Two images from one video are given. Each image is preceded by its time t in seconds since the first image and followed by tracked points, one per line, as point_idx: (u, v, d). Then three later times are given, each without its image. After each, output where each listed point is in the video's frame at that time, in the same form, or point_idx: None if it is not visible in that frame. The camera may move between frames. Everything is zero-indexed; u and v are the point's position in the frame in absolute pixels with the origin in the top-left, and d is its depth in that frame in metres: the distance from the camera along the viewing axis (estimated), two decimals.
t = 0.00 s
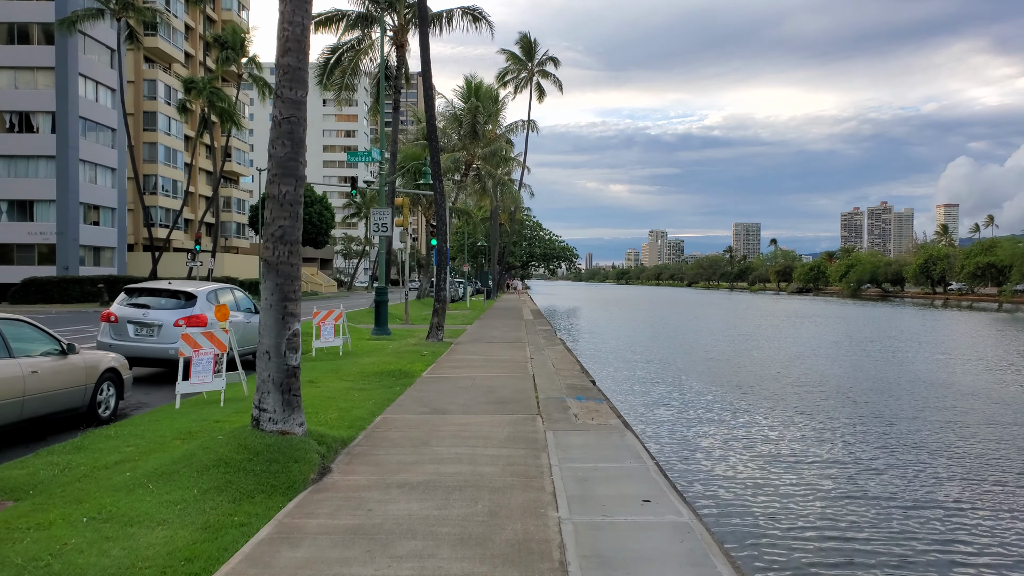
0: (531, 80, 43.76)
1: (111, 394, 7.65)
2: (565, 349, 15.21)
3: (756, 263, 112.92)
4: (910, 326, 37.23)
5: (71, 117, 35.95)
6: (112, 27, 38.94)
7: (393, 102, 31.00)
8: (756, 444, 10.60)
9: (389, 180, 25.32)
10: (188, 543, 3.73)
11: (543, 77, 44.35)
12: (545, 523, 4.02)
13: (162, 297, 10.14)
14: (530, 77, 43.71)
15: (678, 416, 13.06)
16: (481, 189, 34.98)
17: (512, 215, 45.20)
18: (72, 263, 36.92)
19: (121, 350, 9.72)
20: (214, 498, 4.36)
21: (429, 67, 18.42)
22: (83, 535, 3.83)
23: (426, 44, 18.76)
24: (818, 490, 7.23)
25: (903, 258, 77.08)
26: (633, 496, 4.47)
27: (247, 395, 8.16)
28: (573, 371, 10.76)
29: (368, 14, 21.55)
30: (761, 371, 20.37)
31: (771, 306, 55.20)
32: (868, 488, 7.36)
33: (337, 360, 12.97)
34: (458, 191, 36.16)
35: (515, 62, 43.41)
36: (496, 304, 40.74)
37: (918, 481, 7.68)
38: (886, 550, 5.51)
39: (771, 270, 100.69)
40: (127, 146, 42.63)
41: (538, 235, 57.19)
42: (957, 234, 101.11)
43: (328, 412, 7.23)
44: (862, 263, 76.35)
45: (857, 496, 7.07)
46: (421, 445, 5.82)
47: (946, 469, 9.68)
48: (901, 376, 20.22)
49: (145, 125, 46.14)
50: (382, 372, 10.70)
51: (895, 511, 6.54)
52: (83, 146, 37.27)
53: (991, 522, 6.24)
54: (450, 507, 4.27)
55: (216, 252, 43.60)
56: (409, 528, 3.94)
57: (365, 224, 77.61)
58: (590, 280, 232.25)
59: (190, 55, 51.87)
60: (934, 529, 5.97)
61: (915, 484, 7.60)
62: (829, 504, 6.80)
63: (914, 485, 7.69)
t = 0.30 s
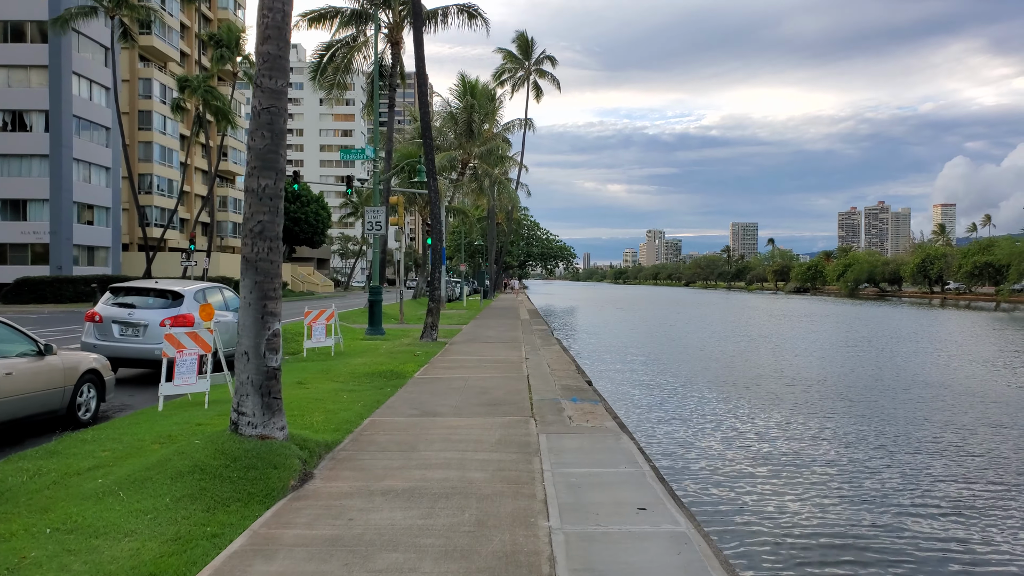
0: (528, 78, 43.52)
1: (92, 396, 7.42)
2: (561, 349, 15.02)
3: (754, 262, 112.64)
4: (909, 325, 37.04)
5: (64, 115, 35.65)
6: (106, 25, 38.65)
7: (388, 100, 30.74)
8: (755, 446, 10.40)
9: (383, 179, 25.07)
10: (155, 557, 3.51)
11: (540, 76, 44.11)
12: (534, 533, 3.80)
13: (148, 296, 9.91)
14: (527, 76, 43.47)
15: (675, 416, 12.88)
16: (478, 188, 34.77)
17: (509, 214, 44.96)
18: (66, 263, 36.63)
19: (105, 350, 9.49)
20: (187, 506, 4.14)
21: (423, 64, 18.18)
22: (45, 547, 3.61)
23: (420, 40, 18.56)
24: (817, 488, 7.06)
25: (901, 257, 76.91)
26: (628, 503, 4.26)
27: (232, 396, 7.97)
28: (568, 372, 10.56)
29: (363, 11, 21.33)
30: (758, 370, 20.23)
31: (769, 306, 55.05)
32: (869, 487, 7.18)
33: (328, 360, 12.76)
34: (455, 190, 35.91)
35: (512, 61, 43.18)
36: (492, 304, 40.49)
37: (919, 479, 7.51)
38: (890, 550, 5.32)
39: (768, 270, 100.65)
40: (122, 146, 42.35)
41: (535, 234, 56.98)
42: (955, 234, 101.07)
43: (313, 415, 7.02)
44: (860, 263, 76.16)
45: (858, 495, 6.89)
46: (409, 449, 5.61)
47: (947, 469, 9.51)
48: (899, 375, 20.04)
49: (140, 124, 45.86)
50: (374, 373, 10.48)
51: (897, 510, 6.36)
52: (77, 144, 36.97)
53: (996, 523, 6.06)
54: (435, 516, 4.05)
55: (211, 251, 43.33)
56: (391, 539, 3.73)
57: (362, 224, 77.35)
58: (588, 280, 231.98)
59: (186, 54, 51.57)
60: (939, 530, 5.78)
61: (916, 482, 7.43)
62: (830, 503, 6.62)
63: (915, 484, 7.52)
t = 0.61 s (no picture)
0: (522, 78, 43.28)
1: (66, 403, 7.16)
2: (553, 352, 14.83)
3: (747, 263, 112.72)
4: (902, 326, 36.96)
5: (53, 114, 35.24)
6: (95, 24, 38.24)
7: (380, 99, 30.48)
8: (749, 451, 10.24)
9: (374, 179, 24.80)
10: None
11: (534, 76, 43.89)
12: (517, 553, 3.59)
13: (130, 298, 9.65)
14: (521, 76, 43.25)
15: (668, 420, 12.71)
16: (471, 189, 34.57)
17: (503, 214, 44.74)
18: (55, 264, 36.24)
19: (84, 354, 9.23)
20: (152, 524, 3.92)
21: (415, 62, 17.94)
22: None
23: (411, 38, 18.32)
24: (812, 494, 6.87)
25: (894, 258, 77.01)
26: (618, 519, 4.04)
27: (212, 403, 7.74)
28: (559, 375, 10.37)
29: (353, 9, 21.08)
30: (752, 371, 20.17)
31: (762, 307, 55.04)
32: (866, 493, 7.00)
33: (315, 365, 12.55)
34: (448, 190, 35.65)
35: (506, 61, 42.97)
36: (485, 305, 40.29)
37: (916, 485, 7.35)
38: (888, 562, 5.14)
39: (762, 270, 100.74)
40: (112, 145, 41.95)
41: (530, 235, 56.74)
42: (947, 234, 101.36)
43: (295, 423, 6.80)
44: (854, 263, 76.27)
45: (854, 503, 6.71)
46: (392, 460, 5.40)
47: (943, 475, 9.34)
48: (893, 377, 19.93)
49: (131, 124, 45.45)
50: (361, 378, 10.26)
51: (896, 518, 6.18)
52: (66, 144, 36.57)
53: (996, 532, 5.90)
54: (414, 534, 3.84)
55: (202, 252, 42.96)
56: (365, 560, 3.51)
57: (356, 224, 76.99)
58: (583, 281, 231.90)
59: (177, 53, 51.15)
60: (938, 539, 5.61)
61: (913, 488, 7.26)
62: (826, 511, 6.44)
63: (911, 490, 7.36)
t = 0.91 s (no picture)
0: (502, 78, 43.09)
1: (22, 409, 6.85)
2: (532, 354, 14.68)
3: (726, 264, 113.67)
4: (878, 327, 37.37)
5: (22, 110, 34.38)
6: (66, 18, 37.39)
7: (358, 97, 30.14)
8: (728, 454, 10.17)
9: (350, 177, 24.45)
10: None
11: (514, 76, 43.76)
12: (491, 568, 3.39)
13: (93, 299, 9.30)
14: (502, 75, 43.05)
15: (648, 423, 12.63)
16: (451, 188, 34.34)
17: (484, 215, 44.56)
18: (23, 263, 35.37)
19: (44, 357, 8.87)
20: (99, 540, 3.66)
21: (393, 58, 17.67)
22: None
23: (389, 34, 18.06)
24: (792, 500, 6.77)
25: (870, 259, 78.04)
26: (598, 531, 3.86)
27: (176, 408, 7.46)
28: (538, 378, 10.23)
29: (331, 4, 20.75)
30: (730, 371, 20.24)
31: (740, 308, 55.53)
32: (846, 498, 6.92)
33: (287, 367, 12.27)
34: (427, 190, 35.38)
35: (487, 60, 42.81)
36: (464, 306, 40.09)
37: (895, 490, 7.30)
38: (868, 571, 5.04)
39: (740, 271, 101.63)
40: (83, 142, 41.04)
41: (510, 235, 56.57)
42: (921, 236, 103.04)
43: (261, 429, 6.55)
44: (830, 265, 77.21)
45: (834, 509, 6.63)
46: (362, 468, 5.18)
47: (919, 479, 9.33)
48: (867, 377, 20.06)
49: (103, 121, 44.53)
50: (335, 382, 9.99)
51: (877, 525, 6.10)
52: (35, 140, 35.70)
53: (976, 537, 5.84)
54: (382, 549, 3.62)
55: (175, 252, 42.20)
56: None
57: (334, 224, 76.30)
58: (563, 281, 232.40)
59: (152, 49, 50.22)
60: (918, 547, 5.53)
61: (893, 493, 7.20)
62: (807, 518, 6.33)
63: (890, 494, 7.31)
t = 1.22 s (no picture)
0: (460, 77, 42.75)
1: None
2: (491, 356, 14.49)
3: (681, 265, 115.47)
4: (829, 327, 38.32)
5: None
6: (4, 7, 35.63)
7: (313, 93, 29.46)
8: (687, 457, 10.16)
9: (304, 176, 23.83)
10: None
11: (472, 75, 43.48)
12: None
13: (27, 301, 8.73)
14: (460, 75, 42.72)
15: (606, 425, 12.59)
16: (409, 187, 33.92)
17: (442, 215, 44.12)
18: None
19: None
20: (18, 568, 3.32)
21: (349, 54, 17.26)
22: None
23: (344, 30, 17.62)
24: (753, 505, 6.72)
25: (820, 261, 80.16)
26: (563, 547, 3.69)
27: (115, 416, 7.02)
28: (497, 381, 10.05)
29: None
30: (686, 372, 20.43)
31: (697, 308, 56.38)
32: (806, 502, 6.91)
33: (237, 372, 11.82)
34: (384, 189, 34.82)
35: (445, 59, 42.42)
36: (422, 307, 39.64)
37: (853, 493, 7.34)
38: None
39: (695, 272, 103.25)
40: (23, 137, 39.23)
41: (469, 236, 56.23)
42: (868, 238, 106.43)
43: (206, 440, 6.20)
44: (782, 266, 79.07)
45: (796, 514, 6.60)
46: (313, 481, 4.90)
47: (872, 478, 9.46)
48: (819, 376, 20.48)
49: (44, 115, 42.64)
50: (287, 387, 9.63)
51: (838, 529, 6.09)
52: None
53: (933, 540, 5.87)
54: (334, 571, 3.38)
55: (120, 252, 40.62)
56: None
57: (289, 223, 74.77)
58: (521, 282, 232.79)
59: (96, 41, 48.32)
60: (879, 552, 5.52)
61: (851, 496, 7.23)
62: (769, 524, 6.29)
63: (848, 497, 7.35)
